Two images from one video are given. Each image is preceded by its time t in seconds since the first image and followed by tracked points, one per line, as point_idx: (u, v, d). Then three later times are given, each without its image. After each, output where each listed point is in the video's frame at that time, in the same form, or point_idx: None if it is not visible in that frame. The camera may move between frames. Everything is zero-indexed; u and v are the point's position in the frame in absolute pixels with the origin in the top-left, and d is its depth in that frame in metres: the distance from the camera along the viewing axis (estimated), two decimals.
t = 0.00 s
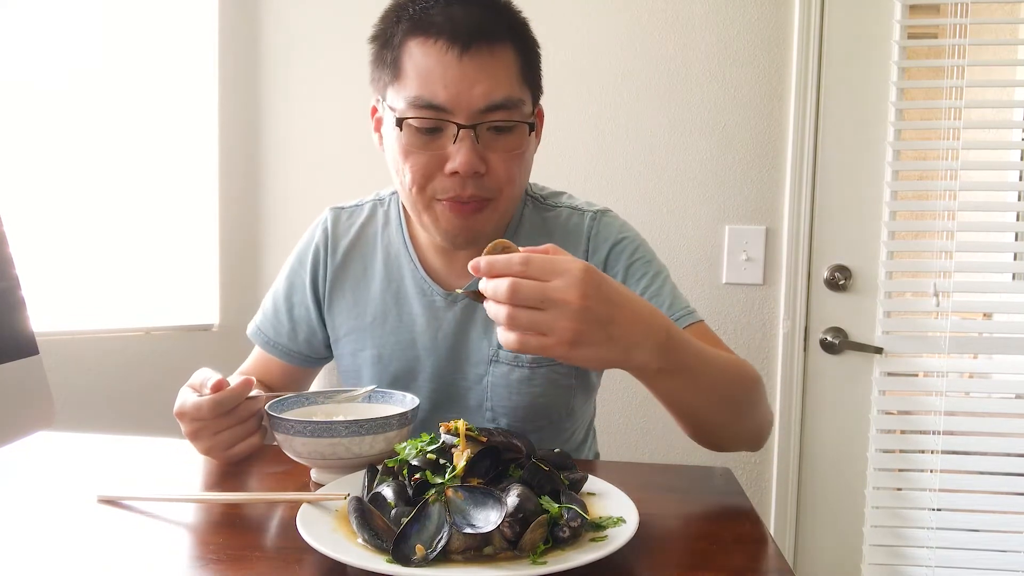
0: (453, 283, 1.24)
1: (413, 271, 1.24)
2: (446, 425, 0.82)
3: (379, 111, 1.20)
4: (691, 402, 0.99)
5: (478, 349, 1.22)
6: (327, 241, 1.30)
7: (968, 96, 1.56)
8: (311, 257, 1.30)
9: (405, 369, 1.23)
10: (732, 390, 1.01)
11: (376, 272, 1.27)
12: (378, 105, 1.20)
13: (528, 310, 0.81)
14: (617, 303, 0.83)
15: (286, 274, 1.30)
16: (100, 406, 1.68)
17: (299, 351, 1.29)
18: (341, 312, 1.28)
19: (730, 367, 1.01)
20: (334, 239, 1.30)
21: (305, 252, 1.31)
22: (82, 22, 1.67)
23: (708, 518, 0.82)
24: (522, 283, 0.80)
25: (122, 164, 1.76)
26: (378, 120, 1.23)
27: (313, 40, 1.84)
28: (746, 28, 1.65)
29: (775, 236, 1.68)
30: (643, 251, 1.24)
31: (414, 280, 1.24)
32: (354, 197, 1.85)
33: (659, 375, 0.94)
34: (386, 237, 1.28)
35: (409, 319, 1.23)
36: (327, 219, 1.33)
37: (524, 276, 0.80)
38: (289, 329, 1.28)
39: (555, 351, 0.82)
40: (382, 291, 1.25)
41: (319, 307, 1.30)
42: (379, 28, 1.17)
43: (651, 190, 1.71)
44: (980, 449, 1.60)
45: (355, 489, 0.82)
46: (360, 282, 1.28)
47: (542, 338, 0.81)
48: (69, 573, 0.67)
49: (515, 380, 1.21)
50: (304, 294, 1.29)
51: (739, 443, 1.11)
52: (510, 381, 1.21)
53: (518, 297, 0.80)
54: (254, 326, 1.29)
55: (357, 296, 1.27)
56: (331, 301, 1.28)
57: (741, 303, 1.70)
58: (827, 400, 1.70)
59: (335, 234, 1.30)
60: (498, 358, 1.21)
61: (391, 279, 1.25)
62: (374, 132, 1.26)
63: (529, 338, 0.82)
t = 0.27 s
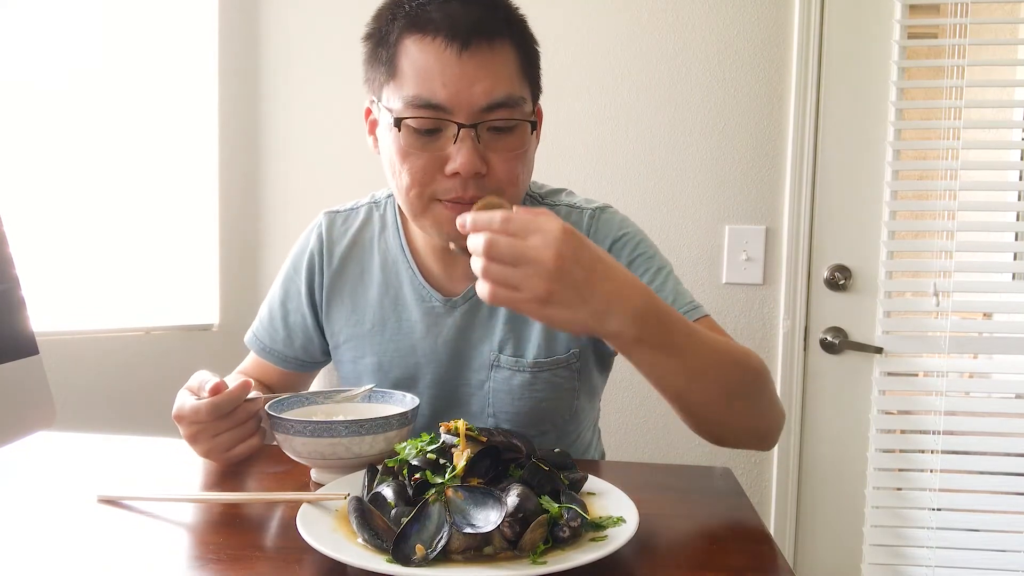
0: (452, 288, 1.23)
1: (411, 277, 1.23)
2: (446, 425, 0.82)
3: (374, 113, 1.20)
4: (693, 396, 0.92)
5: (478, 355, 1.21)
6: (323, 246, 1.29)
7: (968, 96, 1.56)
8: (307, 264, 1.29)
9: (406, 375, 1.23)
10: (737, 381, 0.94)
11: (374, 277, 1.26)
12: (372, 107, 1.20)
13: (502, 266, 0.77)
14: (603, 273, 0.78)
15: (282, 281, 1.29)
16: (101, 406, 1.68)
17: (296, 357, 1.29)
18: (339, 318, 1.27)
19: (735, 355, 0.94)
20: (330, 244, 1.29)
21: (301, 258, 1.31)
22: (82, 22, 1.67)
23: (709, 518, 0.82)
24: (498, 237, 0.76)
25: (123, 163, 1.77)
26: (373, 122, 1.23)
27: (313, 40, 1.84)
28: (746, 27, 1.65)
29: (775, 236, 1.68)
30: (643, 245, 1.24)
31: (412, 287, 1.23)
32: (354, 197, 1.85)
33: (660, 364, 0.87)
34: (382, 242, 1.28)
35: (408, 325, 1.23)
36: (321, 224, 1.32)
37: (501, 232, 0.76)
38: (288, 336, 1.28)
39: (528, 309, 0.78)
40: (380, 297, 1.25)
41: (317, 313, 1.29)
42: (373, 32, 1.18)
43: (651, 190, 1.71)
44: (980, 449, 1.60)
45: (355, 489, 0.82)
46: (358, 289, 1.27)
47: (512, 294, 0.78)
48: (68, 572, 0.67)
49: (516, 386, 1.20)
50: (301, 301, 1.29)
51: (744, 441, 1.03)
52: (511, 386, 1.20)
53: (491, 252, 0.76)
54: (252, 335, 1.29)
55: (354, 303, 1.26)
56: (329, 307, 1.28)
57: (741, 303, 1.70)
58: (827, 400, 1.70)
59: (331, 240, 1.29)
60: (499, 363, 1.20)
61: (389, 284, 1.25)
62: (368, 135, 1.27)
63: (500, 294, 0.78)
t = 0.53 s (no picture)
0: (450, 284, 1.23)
1: (408, 276, 1.23)
2: (446, 425, 0.82)
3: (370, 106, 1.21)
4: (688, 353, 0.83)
5: (476, 352, 1.21)
6: (317, 249, 1.29)
7: (968, 96, 1.56)
8: (302, 267, 1.29)
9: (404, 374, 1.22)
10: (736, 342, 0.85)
11: (370, 277, 1.26)
12: (368, 99, 1.21)
13: (476, 189, 0.77)
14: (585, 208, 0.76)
15: (278, 285, 1.29)
16: (101, 406, 1.68)
17: (293, 361, 1.29)
18: (336, 319, 1.27)
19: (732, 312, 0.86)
20: (324, 246, 1.29)
21: (296, 261, 1.30)
22: (82, 22, 1.67)
23: (709, 518, 0.82)
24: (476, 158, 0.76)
25: (123, 164, 1.77)
26: (368, 115, 1.24)
27: (313, 40, 1.84)
28: (746, 27, 1.65)
29: (775, 236, 1.68)
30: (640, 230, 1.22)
31: (409, 285, 1.23)
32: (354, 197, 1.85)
33: (648, 316, 0.80)
34: (378, 242, 1.28)
35: (406, 323, 1.22)
36: (315, 226, 1.32)
37: (477, 155, 0.76)
38: (285, 340, 1.28)
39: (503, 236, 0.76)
40: (376, 296, 1.24)
41: (313, 315, 1.29)
42: (365, 28, 1.19)
43: (650, 190, 1.71)
44: (980, 449, 1.60)
45: (355, 489, 0.82)
46: (354, 290, 1.27)
47: (485, 216, 0.76)
48: (68, 572, 0.67)
49: (515, 381, 1.19)
50: (297, 305, 1.28)
51: (753, 413, 0.92)
52: (510, 381, 1.19)
53: (467, 174, 0.76)
54: (249, 340, 1.29)
55: (351, 304, 1.26)
56: (325, 309, 1.27)
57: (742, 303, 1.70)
58: (827, 400, 1.70)
59: (325, 241, 1.29)
60: (497, 359, 1.19)
61: (385, 284, 1.25)
62: (364, 128, 1.27)
63: (475, 218, 0.77)
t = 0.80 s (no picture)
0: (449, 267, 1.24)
1: (406, 264, 1.23)
2: (446, 425, 0.82)
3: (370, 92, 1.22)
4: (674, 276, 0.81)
5: (473, 337, 1.20)
6: (314, 241, 1.29)
7: (968, 95, 1.56)
8: (298, 261, 1.29)
9: (402, 361, 1.21)
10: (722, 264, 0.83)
11: (367, 266, 1.26)
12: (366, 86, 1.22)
13: (471, 117, 0.79)
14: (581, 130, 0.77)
15: (275, 280, 1.29)
16: (101, 406, 1.68)
17: (290, 356, 1.29)
18: (333, 310, 1.27)
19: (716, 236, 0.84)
20: (321, 239, 1.29)
21: (293, 255, 1.30)
22: (82, 22, 1.67)
23: (709, 518, 0.82)
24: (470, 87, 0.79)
25: (123, 164, 1.77)
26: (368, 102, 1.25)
27: (313, 40, 1.84)
28: (746, 25, 1.65)
29: (775, 235, 1.69)
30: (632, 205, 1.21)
31: (406, 274, 1.23)
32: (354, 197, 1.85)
33: (633, 234, 0.78)
34: (375, 234, 1.28)
35: (403, 312, 1.21)
36: (312, 221, 1.32)
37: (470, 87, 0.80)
38: (284, 333, 1.28)
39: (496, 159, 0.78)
40: (374, 285, 1.24)
41: (311, 309, 1.29)
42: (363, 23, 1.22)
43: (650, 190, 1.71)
44: (980, 449, 1.60)
45: (355, 490, 0.82)
46: (351, 280, 1.27)
47: (479, 139, 0.79)
48: (68, 572, 0.67)
49: (513, 363, 1.18)
50: (294, 298, 1.28)
51: (745, 348, 0.88)
52: (508, 363, 1.18)
53: (462, 103, 0.79)
54: (247, 337, 1.29)
55: (348, 294, 1.26)
56: (323, 301, 1.27)
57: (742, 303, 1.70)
58: (827, 400, 1.70)
59: (321, 234, 1.29)
60: (494, 343, 1.18)
61: (382, 273, 1.24)
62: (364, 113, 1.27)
63: (471, 145, 0.80)
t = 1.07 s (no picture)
0: (450, 258, 1.24)
1: (404, 257, 1.23)
2: (446, 424, 0.82)
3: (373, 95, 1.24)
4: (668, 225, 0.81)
5: (471, 328, 1.20)
6: (313, 239, 1.29)
7: (968, 95, 1.56)
8: (298, 257, 1.29)
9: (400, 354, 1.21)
10: (718, 216, 0.82)
11: (366, 261, 1.26)
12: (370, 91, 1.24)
13: (471, 73, 0.81)
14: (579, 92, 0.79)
15: (276, 278, 1.30)
16: (101, 407, 1.68)
17: (290, 352, 1.29)
18: (332, 306, 1.26)
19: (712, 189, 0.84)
20: (320, 236, 1.29)
21: (293, 253, 1.30)
22: (82, 22, 1.67)
23: (708, 518, 0.81)
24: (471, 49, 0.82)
25: (123, 164, 1.77)
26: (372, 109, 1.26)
27: (314, 40, 1.84)
28: (745, 24, 1.65)
29: (775, 235, 1.69)
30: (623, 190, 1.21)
31: (404, 267, 1.23)
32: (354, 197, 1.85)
33: (627, 180, 0.79)
34: (374, 229, 1.28)
35: (402, 305, 1.21)
36: (312, 218, 1.32)
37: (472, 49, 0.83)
38: (284, 330, 1.28)
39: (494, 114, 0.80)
40: (372, 280, 1.24)
41: (311, 306, 1.29)
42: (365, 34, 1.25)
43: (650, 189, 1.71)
44: (980, 449, 1.60)
45: (355, 489, 0.82)
46: (350, 273, 1.27)
47: (478, 94, 0.81)
48: (68, 572, 0.67)
49: (511, 352, 1.17)
50: (293, 294, 1.28)
51: (743, 304, 0.87)
52: (506, 352, 1.18)
53: (462, 61, 0.82)
54: (247, 334, 1.29)
55: (347, 288, 1.26)
56: (323, 298, 1.27)
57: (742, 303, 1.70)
58: (827, 399, 1.70)
59: (321, 231, 1.30)
60: (492, 332, 1.18)
61: (380, 267, 1.25)
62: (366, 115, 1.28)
63: (469, 101, 0.81)
